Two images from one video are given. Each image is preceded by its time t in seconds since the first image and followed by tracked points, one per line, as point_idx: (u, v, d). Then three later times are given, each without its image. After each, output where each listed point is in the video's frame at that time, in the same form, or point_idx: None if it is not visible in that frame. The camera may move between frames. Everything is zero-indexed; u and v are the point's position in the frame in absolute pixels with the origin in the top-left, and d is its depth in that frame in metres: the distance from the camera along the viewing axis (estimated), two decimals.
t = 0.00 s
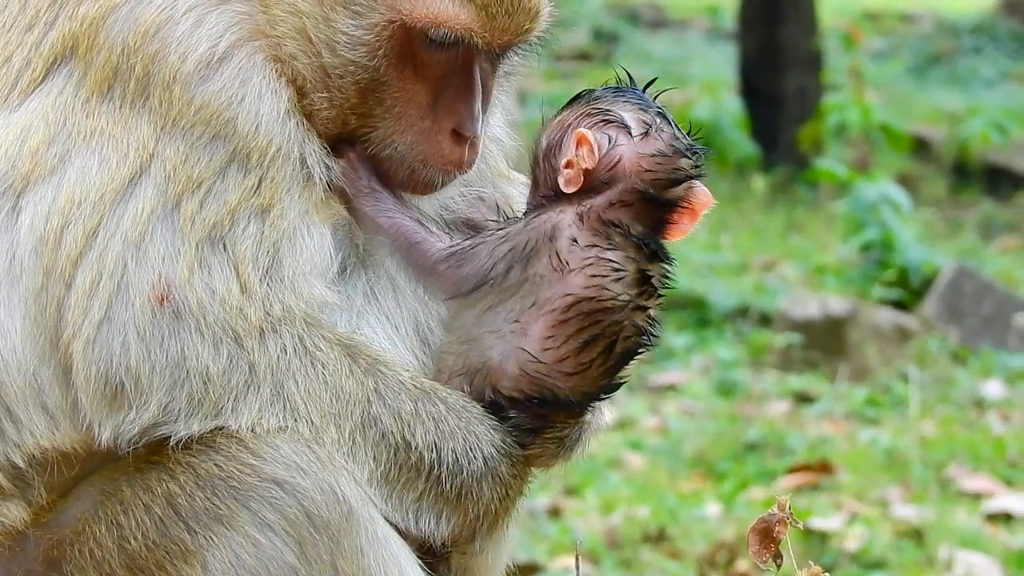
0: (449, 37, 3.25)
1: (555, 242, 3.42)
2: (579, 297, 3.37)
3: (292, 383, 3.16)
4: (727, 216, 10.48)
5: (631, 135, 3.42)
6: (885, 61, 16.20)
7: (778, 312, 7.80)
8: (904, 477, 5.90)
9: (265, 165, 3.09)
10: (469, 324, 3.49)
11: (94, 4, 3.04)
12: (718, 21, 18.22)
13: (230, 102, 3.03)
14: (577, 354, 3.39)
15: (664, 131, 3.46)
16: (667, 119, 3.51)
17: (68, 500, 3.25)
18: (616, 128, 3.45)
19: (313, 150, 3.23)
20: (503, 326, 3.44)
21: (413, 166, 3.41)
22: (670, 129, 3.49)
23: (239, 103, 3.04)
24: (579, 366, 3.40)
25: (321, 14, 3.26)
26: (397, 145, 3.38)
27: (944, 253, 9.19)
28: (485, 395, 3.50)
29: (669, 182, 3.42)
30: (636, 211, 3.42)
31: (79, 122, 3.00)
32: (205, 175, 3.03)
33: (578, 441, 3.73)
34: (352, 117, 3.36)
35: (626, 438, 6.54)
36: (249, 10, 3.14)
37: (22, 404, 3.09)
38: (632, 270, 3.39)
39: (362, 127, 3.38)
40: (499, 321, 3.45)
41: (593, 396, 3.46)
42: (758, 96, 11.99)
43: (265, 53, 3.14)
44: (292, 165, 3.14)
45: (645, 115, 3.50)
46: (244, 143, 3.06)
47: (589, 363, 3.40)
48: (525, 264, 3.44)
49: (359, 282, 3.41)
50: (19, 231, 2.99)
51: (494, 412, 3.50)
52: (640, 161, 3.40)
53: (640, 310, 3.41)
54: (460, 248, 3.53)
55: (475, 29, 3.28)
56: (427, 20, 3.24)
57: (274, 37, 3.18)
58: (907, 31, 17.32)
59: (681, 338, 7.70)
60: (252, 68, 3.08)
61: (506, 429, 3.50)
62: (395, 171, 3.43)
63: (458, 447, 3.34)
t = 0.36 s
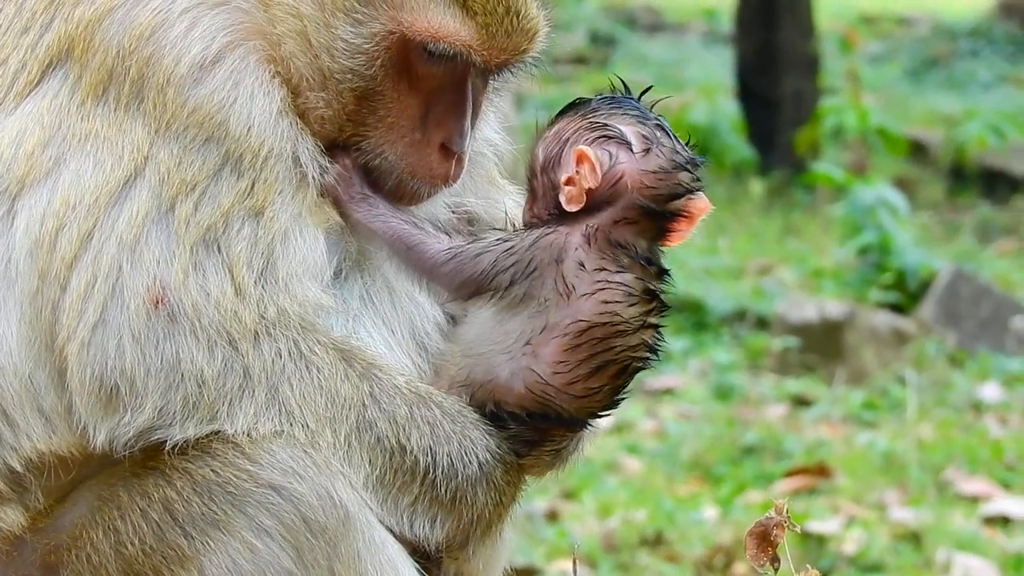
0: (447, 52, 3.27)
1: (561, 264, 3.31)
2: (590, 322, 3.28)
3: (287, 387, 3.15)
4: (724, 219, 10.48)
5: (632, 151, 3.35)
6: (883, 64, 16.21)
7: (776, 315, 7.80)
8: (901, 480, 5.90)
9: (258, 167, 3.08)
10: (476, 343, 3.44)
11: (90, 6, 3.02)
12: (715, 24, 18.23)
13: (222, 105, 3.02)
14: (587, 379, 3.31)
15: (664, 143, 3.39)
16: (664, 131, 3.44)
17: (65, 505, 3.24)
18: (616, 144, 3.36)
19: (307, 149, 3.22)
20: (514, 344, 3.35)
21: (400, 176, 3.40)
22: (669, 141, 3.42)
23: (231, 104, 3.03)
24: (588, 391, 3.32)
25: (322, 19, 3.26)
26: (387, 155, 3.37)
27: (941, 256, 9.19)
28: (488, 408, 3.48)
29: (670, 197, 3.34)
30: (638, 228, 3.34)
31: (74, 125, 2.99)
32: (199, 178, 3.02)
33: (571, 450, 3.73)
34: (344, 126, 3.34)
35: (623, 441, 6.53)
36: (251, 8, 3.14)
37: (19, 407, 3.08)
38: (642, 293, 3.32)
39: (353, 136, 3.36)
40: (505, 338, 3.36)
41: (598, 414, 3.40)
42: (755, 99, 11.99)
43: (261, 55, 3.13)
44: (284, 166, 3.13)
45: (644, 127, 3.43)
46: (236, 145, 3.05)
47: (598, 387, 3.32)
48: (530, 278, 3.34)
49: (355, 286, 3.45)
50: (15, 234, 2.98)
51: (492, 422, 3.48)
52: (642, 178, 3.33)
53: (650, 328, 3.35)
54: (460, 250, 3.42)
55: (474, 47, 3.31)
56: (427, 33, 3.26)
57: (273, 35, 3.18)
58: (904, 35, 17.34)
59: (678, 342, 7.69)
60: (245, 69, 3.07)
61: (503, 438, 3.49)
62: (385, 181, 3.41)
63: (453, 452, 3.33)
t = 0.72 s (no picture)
0: (447, 54, 3.27)
1: (584, 271, 3.36)
2: (601, 332, 3.34)
3: (283, 389, 3.15)
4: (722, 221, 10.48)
5: (683, 180, 3.46)
6: (879, 67, 16.24)
7: (773, 317, 7.80)
8: (898, 482, 5.90)
9: (254, 168, 3.07)
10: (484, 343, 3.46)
11: (86, 8, 3.02)
12: (711, 27, 18.26)
13: (217, 106, 3.01)
14: (589, 387, 3.36)
15: (713, 175, 3.52)
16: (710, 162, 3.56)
17: (62, 508, 3.25)
18: (669, 168, 3.46)
19: (302, 147, 3.21)
20: (521, 345, 3.38)
21: (400, 181, 3.39)
22: (714, 174, 3.54)
23: (226, 105, 3.02)
24: (588, 399, 3.38)
25: (320, 20, 3.24)
26: (386, 158, 3.36)
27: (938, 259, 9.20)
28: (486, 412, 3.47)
29: (705, 229, 3.47)
30: (667, 253, 3.45)
31: (70, 128, 2.99)
32: (195, 180, 3.02)
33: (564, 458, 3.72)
34: (343, 128, 3.34)
35: (621, 444, 6.53)
36: (248, 7, 3.14)
37: (15, 409, 3.08)
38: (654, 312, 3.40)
39: (352, 139, 3.35)
40: (517, 336, 3.39)
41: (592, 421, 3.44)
42: (752, 102, 11.99)
43: (258, 55, 3.12)
44: (278, 167, 3.12)
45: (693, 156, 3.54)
46: (231, 146, 3.04)
47: (598, 397, 3.38)
48: (549, 285, 3.37)
49: (352, 288, 3.44)
50: (11, 237, 2.98)
51: (489, 426, 3.47)
52: (688, 207, 3.45)
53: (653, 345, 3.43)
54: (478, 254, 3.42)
55: (473, 49, 3.31)
56: (426, 36, 3.25)
57: (271, 36, 3.17)
58: (900, 37, 17.35)
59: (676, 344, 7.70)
60: (239, 69, 3.05)
61: (501, 442, 3.47)
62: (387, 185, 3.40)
63: (449, 454, 3.33)
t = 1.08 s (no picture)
0: (451, 66, 3.27)
1: (573, 282, 3.24)
2: (593, 345, 3.24)
3: (282, 392, 3.15)
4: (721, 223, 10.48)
5: (657, 174, 3.32)
6: (879, 69, 16.24)
7: (773, 319, 7.80)
8: (898, 484, 5.91)
9: (252, 172, 3.07)
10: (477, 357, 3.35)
11: (86, 11, 3.03)
12: (711, 29, 18.27)
13: (217, 109, 3.01)
14: (585, 399, 3.29)
15: (689, 167, 3.37)
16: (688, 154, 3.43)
17: (61, 510, 3.25)
18: (643, 163, 3.32)
19: (302, 153, 3.20)
20: (513, 360, 3.28)
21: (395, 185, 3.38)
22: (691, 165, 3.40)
23: (226, 108, 3.02)
24: (586, 411, 3.31)
25: (325, 26, 3.23)
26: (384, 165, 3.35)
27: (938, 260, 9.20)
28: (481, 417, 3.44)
29: (688, 220, 3.33)
30: (653, 251, 3.32)
31: (69, 131, 2.99)
32: (194, 183, 3.01)
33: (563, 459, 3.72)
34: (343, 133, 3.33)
35: (620, 445, 6.53)
36: (250, 11, 3.16)
37: (13, 412, 3.08)
38: (647, 316, 3.28)
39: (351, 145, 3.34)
40: (506, 353, 3.29)
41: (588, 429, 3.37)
42: (752, 103, 12.00)
43: (259, 57, 3.12)
44: (276, 170, 3.11)
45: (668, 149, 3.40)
46: (231, 150, 3.04)
47: (596, 408, 3.31)
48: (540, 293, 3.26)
49: (350, 291, 3.45)
50: (10, 240, 2.98)
51: (488, 430, 3.46)
52: (666, 201, 3.30)
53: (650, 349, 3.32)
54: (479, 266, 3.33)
55: (478, 61, 3.31)
56: (432, 46, 3.24)
57: (274, 40, 3.19)
58: (900, 39, 17.37)
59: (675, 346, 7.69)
60: (239, 71, 3.06)
61: (499, 445, 3.48)
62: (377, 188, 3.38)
63: (448, 457, 3.33)
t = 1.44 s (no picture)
0: (442, 74, 3.28)
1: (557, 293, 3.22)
2: (582, 362, 3.22)
3: (279, 390, 3.15)
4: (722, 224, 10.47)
5: (641, 180, 3.24)
6: (879, 69, 16.25)
7: (772, 319, 7.80)
8: (898, 484, 5.90)
9: (243, 169, 3.07)
10: (474, 366, 3.36)
11: (80, 9, 3.03)
12: (711, 29, 18.28)
13: (209, 107, 3.01)
14: (580, 417, 3.28)
15: (677, 176, 3.28)
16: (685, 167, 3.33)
17: (59, 509, 3.25)
18: (629, 169, 3.26)
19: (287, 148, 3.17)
20: (507, 380, 3.31)
21: (380, 187, 3.39)
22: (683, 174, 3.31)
23: (219, 105, 3.02)
24: (581, 427, 3.30)
25: (320, 28, 3.26)
26: (370, 168, 3.36)
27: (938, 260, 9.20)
28: (478, 419, 3.44)
29: (673, 229, 3.23)
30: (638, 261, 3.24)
31: (64, 129, 2.99)
32: (187, 180, 3.01)
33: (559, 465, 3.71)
34: (333, 135, 3.33)
35: (620, 445, 6.53)
36: (242, 8, 3.15)
37: (11, 411, 3.08)
38: (634, 329, 3.22)
39: (340, 147, 3.35)
40: (501, 373, 3.31)
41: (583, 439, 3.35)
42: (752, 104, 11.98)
43: (250, 56, 3.11)
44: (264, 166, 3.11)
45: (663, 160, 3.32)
46: (223, 147, 3.04)
47: (591, 424, 3.30)
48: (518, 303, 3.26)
49: (346, 287, 3.43)
50: (6, 238, 2.99)
51: (483, 433, 3.45)
52: (649, 210, 3.22)
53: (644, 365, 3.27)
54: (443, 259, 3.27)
55: (469, 71, 3.32)
56: (423, 54, 3.27)
57: (268, 38, 3.18)
58: (900, 39, 17.37)
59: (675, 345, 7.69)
60: (230, 68, 3.05)
61: (494, 446, 3.47)
62: (360, 188, 3.39)
63: (444, 456, 3.34)
